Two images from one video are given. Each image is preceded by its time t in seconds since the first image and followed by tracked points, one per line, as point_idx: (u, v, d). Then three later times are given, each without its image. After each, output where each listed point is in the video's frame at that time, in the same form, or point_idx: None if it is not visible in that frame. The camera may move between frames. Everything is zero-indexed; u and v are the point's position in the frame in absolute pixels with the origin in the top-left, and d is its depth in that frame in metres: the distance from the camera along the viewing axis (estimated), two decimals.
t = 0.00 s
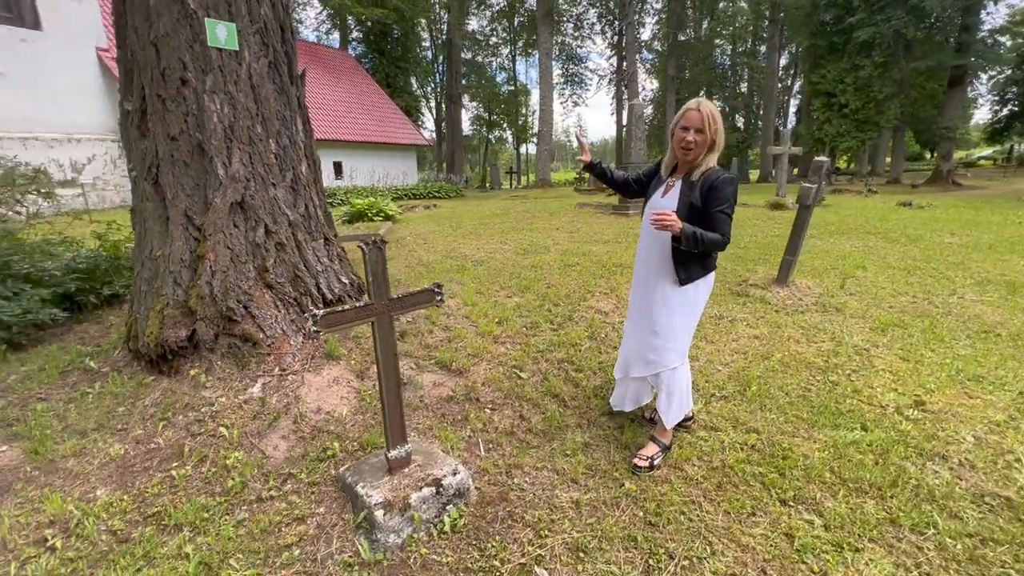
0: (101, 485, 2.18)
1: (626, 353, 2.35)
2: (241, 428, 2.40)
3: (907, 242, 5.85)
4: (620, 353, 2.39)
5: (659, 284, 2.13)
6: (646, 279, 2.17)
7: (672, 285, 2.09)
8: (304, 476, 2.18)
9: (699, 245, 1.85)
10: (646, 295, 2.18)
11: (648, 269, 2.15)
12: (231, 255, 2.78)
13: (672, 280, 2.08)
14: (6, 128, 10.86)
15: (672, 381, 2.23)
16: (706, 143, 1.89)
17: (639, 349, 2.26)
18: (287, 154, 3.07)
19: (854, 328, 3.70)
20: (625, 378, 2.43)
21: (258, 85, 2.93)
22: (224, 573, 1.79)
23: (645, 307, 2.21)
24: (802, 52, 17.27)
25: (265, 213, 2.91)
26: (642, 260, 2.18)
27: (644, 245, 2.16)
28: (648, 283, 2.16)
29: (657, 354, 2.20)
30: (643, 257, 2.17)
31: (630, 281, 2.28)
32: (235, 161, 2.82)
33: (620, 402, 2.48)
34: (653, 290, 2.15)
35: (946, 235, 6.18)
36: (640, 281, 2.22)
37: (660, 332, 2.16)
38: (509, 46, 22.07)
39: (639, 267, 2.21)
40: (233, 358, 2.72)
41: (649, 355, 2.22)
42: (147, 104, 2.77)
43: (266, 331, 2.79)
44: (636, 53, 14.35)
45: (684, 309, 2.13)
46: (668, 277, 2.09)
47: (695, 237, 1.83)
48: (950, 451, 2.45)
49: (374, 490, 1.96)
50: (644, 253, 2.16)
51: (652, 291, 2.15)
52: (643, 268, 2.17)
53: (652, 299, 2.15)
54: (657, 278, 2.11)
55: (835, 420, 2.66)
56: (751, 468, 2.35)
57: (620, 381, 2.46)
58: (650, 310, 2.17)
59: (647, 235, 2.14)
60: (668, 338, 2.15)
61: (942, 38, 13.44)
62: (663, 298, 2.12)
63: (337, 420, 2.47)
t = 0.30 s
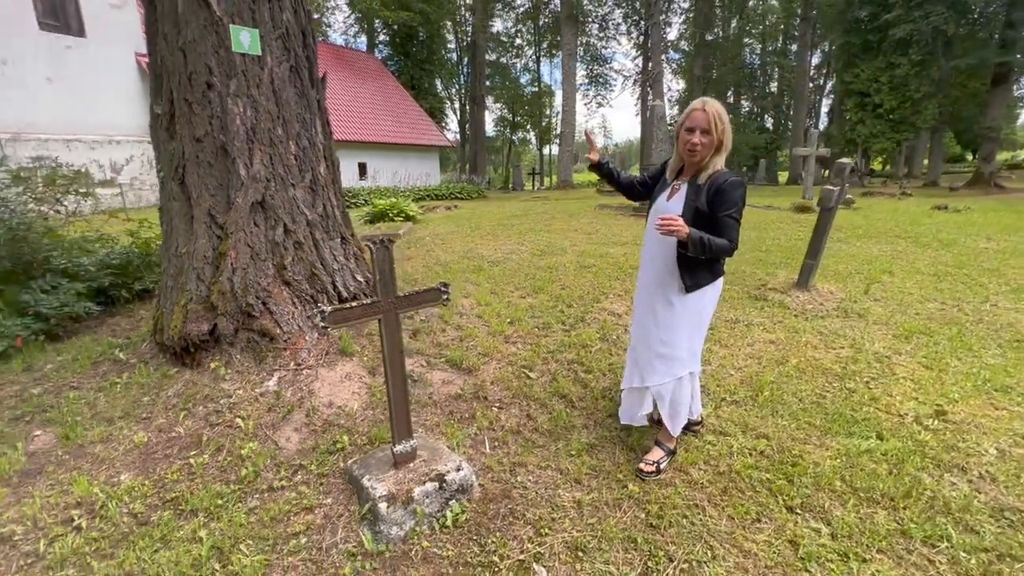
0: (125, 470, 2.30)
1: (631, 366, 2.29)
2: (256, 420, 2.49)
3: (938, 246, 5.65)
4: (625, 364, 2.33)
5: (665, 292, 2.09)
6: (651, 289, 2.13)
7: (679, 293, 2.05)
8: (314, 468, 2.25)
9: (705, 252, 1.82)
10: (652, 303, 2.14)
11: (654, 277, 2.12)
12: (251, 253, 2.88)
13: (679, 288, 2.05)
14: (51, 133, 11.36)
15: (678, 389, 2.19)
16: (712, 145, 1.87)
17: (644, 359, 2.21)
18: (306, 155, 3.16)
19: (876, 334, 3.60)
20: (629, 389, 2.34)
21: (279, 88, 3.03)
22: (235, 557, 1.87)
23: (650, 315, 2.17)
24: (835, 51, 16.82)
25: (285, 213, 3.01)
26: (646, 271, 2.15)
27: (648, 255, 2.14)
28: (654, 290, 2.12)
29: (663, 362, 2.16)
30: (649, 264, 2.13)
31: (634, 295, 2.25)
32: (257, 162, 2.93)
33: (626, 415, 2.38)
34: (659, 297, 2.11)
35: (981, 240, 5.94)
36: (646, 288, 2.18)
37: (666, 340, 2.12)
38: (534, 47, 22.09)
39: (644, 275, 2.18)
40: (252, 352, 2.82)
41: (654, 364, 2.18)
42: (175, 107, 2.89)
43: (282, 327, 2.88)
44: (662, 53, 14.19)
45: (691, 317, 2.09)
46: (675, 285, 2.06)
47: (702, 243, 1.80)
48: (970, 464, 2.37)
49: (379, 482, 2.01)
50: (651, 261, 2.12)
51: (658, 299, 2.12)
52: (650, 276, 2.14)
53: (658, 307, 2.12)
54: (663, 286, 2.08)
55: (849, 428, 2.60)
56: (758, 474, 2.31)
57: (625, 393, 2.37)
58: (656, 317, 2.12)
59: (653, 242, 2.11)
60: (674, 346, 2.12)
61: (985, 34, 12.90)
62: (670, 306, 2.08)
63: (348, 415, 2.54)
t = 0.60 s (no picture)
0: (151, 460, 2.42)
1: (629, 378, 2.24)
2: (273, 416, 2.58)
3: (976, 253, 5.41)
4: (623, 376, 2.28)
5: (668, 307, 2.04)
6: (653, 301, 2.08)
7: (684, 306, 2.01)
8: (325, 464, 2.32)
9: (711, 264, 1.80)
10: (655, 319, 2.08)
11: (656, 291, 2.06)
12: (273, 254, 2.99)
13: (683, 301, 2.00)
14: (97, 135, 11.98)
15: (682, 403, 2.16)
16: (715, 152, 1.86)
17: (646, 377, 2.14)
18: (327, 160, 3.26)
19: (901, 344, 3.49)
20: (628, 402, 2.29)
21: (302, 95, 3.14)
22: (247, 547, 1.95)
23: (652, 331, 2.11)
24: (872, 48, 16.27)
25: (305, 216, 3.11)
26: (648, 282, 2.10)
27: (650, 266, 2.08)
28: (656, 305, 2.07)
29: (666, 378, 2.10)
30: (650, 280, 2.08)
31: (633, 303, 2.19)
32: (279, 167, 3.03)
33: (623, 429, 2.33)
34: (661, 312, 2.06)
35: None
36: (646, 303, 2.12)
37: (670, 356, 2.07)
38: (561, 49, 22.04)
39: (644, 290, 2.13)
40: (272, 350, 2.92)
41: (657, 381, 2.12)
42: (204, 114, 3.02)
43: (301, 326, 2.98)
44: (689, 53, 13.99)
45: (696, 330, 2.05)
46: (679, 299, 2.01)
47: (707, 255, 1.78)
48: (994, 482, 2.27)
49: (386, 480, 2.06)
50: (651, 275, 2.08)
51: (661, 314, 2.06)
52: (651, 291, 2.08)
53: (660, 321, 2.07)
54: (666, 300, 2.03)
55: (866, 440, 2.53)
56: (767, 484, 2.28)
57: (625, 406, 2.32)
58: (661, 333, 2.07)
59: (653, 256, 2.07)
60: (678, 361, 2.07)
61: None
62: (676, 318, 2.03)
63: (360, 414, 2.61)
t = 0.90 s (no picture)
0: (160, 457, 2.49)
1: (621, 400, 2.07)
2: (278, 418, 2.63)
3: (1021, 261, 5.09)
4: (615, 399, 2.10)
5: (669, 324, 1.89)
6: (649, 316, 1.94)
7: (686, 323, 1.85)
8: (325, 467, 2.35)
9: (717, 280, 1.69)
10: (653, 337, 1.94)
11: (655, 307, 1.91)
12: (284, 258, 3.05)
13: (685, 318, 1.85)
14: (138, 139, 12.48)
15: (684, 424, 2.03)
16: (714, 159, 1.76)
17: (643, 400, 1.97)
18: (339, 165, 3.32)
19: (930, 357, 3.30)
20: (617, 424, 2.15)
21: (316, 102, 3.20)
22: (242, 547, 1.98)
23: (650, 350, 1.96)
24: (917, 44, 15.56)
25: (317, 220, 3.17)
26: (643, 296, 1.96)
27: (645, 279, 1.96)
28: (655, 322, 1.92)
29: (666, 399, 1.94)
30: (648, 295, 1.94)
31: (628, 321, 2.04)
32: (292, 172, 3.10)
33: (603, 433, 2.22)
34: (661, 330, 1.91)
35: None
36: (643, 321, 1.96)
37: (672, 377, 1.91)
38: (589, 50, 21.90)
39: (641, 306, 1.97)
40: (282, 351, 3.01)
41: (655, 404, 1.96)
42: (221, 120, 3.10)
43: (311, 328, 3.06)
44: (720, 53, 13.68)
45: (699, 350, 1.88)
46: (680, 316, 1.86)
47: (713, 270, 1.67)
48: None
49: (380, 486, 2.07)
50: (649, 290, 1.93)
51: (661, 332, 1.91)
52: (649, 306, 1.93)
53: (660, 339, 1.92)
54: (666, 316, 1.88)
55: (884, 460, 2.39)
56: (773, 504, 2.17)
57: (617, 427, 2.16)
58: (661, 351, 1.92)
59: (652, 270, 1.93)
60: (680, 381, 1.91)
61: None
62: (678, 336, 1.88)
63: (362, 418, 2.63)
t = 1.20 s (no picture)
0: (170, 453, 2.56)
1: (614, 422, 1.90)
2: (283, 418, 2.67)
3: None
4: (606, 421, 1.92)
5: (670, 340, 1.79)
6: (647, 329, 1.83)
7: (687, 340, 1.76)
8: (323, 469, 2.37)
9: (723, 295, 1.60)
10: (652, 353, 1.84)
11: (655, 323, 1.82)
12: (296, 260, 3.10)
13: (686, 336, 1.76)
14: (178, 144, 13.02)
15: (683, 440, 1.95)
16: (708, 169, 1.66)
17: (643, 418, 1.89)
18: (352, 169, 3.36)
19: (966, 373, 3.09)
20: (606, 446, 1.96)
21: (329, 107, 3.24)
22: (237, 547, 2.01)
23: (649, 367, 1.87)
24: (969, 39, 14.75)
25: (329, 224, 3.21)
26: (639, 309, 1.86)
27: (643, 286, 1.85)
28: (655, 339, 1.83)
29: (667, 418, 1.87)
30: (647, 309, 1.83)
31: (621, 336, 1.91)
32: (305, 176, 3.15)
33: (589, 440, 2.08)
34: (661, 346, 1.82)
35: None
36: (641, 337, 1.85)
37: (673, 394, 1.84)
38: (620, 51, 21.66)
39: (637, 320, 1.86)
40: (292, 352, 3.05)
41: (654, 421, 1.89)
42: (238, 126, 3.18)
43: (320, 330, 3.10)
44: (754, 52, 13.29)
45: (701, 367, 1.80)
46: (682, 333, 1.77)
47: (718, 286, 1.58)
48: None
49: (372, 491, 2.06)
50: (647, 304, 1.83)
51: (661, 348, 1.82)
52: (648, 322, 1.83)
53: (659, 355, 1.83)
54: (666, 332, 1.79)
55: (906, 484, 2.24)
56: (779, 526, 2.06)
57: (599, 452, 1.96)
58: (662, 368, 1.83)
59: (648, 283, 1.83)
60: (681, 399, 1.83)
61: None
62: (679, 354, 1.79)
63: (364, 421, 2.64)
